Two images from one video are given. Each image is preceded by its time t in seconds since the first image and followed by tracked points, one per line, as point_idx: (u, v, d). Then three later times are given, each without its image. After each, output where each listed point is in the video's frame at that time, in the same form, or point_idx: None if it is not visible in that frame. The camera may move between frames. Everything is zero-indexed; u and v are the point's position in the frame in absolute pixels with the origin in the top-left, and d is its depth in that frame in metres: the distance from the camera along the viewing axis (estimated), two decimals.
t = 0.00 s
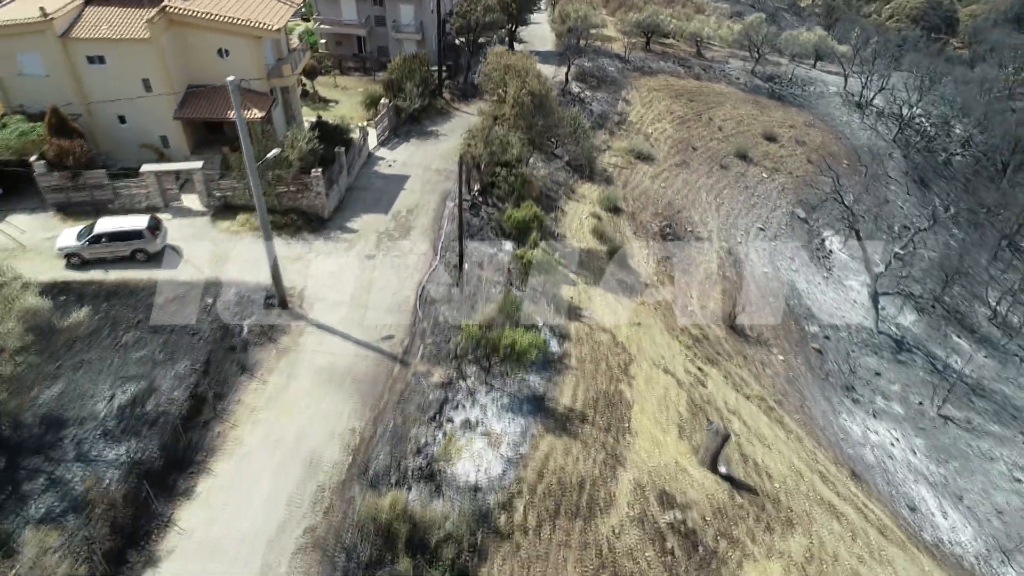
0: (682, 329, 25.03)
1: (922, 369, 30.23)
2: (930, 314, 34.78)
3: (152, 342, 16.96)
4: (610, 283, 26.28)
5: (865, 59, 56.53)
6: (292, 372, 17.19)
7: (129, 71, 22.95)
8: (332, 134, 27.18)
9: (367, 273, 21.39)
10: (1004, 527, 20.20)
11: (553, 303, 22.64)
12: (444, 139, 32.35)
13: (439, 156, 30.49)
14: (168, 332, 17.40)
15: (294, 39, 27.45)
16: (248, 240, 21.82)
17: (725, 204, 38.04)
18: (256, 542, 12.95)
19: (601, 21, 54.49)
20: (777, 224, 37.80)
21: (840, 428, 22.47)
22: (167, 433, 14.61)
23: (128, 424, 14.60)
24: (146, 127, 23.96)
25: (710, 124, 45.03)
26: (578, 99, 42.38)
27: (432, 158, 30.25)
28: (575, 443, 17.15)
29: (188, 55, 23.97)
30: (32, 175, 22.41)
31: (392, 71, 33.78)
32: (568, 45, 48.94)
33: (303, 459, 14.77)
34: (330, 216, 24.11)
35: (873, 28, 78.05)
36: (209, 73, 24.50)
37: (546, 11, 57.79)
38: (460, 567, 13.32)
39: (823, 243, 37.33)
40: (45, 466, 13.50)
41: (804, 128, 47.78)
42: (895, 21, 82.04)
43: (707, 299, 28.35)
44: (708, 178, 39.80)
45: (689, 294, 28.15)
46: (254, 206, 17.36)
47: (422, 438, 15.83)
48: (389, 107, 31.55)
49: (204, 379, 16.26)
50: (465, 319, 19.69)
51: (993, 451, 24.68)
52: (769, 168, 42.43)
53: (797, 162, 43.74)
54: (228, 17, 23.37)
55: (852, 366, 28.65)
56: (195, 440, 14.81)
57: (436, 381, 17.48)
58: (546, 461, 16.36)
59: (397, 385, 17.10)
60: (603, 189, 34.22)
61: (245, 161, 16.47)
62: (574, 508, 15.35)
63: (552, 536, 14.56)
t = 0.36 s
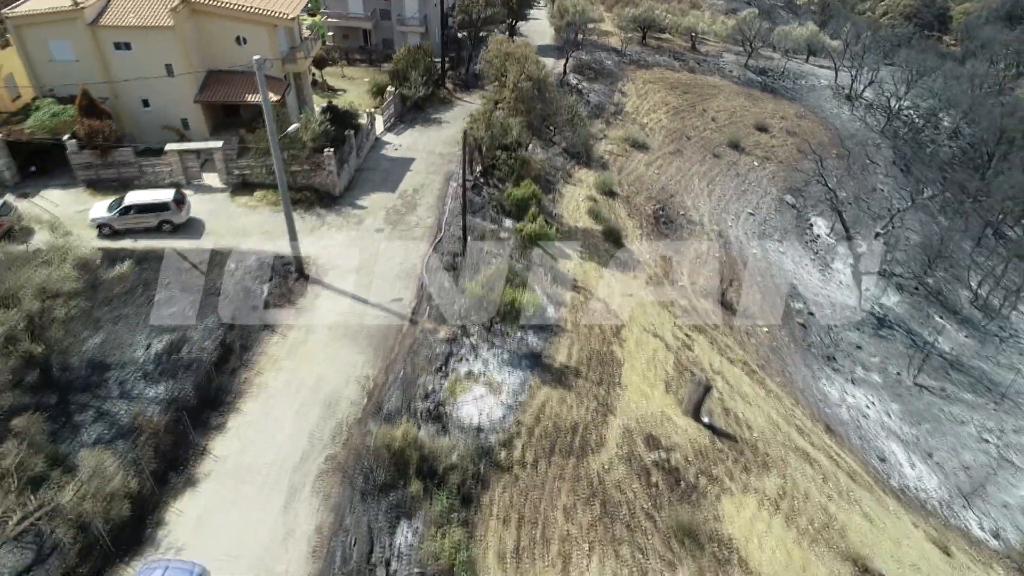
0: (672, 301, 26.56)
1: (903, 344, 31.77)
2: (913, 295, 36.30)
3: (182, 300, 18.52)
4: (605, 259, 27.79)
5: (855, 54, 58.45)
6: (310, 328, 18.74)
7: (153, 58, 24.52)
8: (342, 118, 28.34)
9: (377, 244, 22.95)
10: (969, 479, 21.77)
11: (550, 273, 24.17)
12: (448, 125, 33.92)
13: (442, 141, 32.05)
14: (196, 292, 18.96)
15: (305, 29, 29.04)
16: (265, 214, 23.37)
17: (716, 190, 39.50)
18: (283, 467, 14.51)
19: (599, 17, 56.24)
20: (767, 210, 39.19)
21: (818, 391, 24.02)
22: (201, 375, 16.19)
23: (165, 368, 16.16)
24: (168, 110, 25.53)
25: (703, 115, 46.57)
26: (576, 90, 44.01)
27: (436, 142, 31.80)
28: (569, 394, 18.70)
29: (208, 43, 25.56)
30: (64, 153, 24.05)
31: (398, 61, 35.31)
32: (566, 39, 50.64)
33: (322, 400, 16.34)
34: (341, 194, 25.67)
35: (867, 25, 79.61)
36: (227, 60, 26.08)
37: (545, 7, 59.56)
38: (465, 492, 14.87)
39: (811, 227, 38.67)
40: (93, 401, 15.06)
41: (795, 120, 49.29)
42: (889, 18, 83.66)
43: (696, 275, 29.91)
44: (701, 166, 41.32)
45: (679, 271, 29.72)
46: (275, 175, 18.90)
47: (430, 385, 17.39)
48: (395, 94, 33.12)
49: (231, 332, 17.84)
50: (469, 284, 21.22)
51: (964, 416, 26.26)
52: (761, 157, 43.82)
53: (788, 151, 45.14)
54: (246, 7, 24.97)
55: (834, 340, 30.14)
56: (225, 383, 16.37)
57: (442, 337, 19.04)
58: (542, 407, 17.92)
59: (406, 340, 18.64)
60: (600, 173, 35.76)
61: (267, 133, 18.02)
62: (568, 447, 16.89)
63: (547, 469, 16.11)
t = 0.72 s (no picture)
0: (663, 276, 28.14)
1: (884, 322, 33.30)
2: (897, 277, 37.79)
3: (208, 265, 20.10)
4: (600, 237, 29.34)
5: (846, 48, 60.45)
6: (325, 291, 20.33)
7: (175, 45, 26.09)
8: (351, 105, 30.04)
9: (385, 219, 24.53)
10: (938, 439, 23.32)
11: (548, 248, 25.71)
12: (451, 113, 35.51)
13: (446, 127, 33.64)
14: (220, 258, 20.54)
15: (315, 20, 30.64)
16: (281, 191, 24.93)
17: (709, 177, 40.91)
18: (305, 407, 16.09)
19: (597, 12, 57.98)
20: (757, 197, 40.28)
21: (800, 359, 25.54)
22: (229, 329, 17.78)
23: (196, 324, 17.76)
24: (188, 95, 27.11)
25: (696, 106, 48.11)
26: (574, 81, 45.61)
27: (440, 129, 33.39)
28: (564, 352, 20.28)
29: (226, 32, 27.15)
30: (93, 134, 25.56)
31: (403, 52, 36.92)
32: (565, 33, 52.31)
33: (339, 353, 17.88)
34: (351, 174, 27.27)
35: (862, 21, 81.08)
36: (243, 48, 27.67)
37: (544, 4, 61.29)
38: (469, 432, 16.47)
39: (800, 214, 39.64)
40: (133, 349, 16.66)
41: (786, 111, 50.82)
42: (883, 15, 85.20)
43: (687, 255, 31.49)
44: (694, 154, 42.80)
45: (670, 250, 31.30)
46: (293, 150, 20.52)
47: (436, 341, 18.99)
48: (400, 84, 34.72)
49: (254, 294, 19.43)
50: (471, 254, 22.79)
51: (939, 385, 27.81)
52: (752, 147, 45.19)
53: (778, 141, 46.46)
54: None
55: (819, 316, 31.56)
56: (250, 337, 17.97)
57: (447, 301, 20.62)
58: (539, 363, 19.50)
59: (415, 302, 20.22)
60: (596, 159, 37.30)
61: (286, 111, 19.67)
62: (563, 397, 18.47)
63: (544, 415, 17.69)
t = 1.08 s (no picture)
0: (655, 256, 29.73)
1: (867, 303, 34.89)
2: (882, 263, 39.37)
3: (231, 236, 21.71)
4: (596, 218, 30.93)
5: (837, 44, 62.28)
6: (339, 260, 21.95)
7: (195, 37, 27.70)
8: (360, 94, 31.71)
9: (393, 198, 26.15)
10: (911, 403, 24.90)
11: (546, 226, 27.30)
12: (454, 102, 37.16)
13: (449, 116, 35.28)
14: (241, 230, 22.15)
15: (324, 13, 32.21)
16: (295, 173, 26.53)
17: (701, 166, 42.42)
18: (324, 358, 17.71)
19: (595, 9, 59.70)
20: (748, 184, 41.84)
21: (783, 331, 27.17)
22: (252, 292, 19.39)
23: (221, 288, 19.37)
24: (206, 84, 28.74)
25: (690, 99, 49.72)
26: (572, 74, 47.26)
27: (444, 117, 35.00)
28: (560, 318, 21.89)
29: (241, 24, 28.73)
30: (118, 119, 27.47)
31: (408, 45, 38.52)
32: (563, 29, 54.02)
33: (353, 314, 19.47)
34: (360, 158, 28.88)
35: (856, 18, 82.55)
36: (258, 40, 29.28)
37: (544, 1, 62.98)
38: (473, 383, 18.08)
39: (790, 199, 41.29)
40: (165, 307, 18.23)
41: (778, 104, 52.43)
42: (877, 13, 86.67)
43: (678, 237, 33.15)
44: (687, 144, 44.34)
45: (662, 232, 32.93)
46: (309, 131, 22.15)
47: (443, 305, 20.58)
48: (405, 75, 36.35)
49: (275, 262, 21.05)
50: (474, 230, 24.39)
51: (916, 358, 29.42)
52: (744, 138, 46.70)
53: (770, 132, 48.03)
54: None
55: (805, 295, 33.09)
56: (272, 299, 19.57)
57: (452, 270, 22.26)
58: (537, 327, 21.12)
59: (422, 272, 21.84)
60: (593, 148, 38.93)
61: (302, 94, 21.34)
62: (559, 356, 20.09)
63: (541, 371, 19.32)
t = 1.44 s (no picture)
0: (648, 237, 31.40)
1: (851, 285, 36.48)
2: (867, 249, 40.93)
3: (251, 212, 23.35)
4: (592, 202, 32.58)
5: (829, 41, 63.99)
6: (352, 235, 23.59)
7: (212, 30, 29.37)
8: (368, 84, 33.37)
9: (400, 181, 27.81)
10: (887, 371, 26.51)
11: (545, 207, 28.94)
12: (457, 94, 38.82)
13: (453, 106, 36.94)
14: (260, 207, 23.78)
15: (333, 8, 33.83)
16: (308, 157, 28.16)
17: (694, 156, 43.97)
18: (340, 319, 19.34)
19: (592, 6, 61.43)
20: (740, 173, 43.40)
21: (767, 306, 28.81)
22: (272, 262, 21.01)
23: (244, 257, 20.95)
24: (223, 74, 30.41)
25: (685, 92, 51.35)
26: (570, 68, 48.96)
27: (447, 107, 36.67)
28: (557, 289, 23.54)
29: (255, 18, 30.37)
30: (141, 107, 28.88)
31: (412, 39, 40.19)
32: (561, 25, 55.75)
33: (366, 282, 21.12)
34: (368, 144, 30.56)
35: (851, 15, 84.05)
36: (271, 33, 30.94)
37: None
38: (476, 344, 19.74)
39: (780, 188, 42.86)
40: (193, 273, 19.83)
41: (770, 98, 54.05)
42: (872, 10, 88.16)
43: (670, 221, 34.83)
44: (681, 135, 45.91)
45: (655, 217, 34.60)
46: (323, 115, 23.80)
47: (448, 275, 22.23)
48: (410, 67, 37.99)
49: (292, 236, 22.68)
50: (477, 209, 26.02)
51: (894, 334, 31.05)
52: (737, 130, 48.28)
53: (762, 124, 49.62)
54: None
55: (792, 277, 34.66)
56: (291, 268, 21.21)
57: (456, 245, 23.90)
58: (535, 296, 22.78)
59: (429, 245, 23.48)
60: (590, 137, 40.59)
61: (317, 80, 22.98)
62: (556, 322, 21.75)
63: (539, 334, 20.97)
